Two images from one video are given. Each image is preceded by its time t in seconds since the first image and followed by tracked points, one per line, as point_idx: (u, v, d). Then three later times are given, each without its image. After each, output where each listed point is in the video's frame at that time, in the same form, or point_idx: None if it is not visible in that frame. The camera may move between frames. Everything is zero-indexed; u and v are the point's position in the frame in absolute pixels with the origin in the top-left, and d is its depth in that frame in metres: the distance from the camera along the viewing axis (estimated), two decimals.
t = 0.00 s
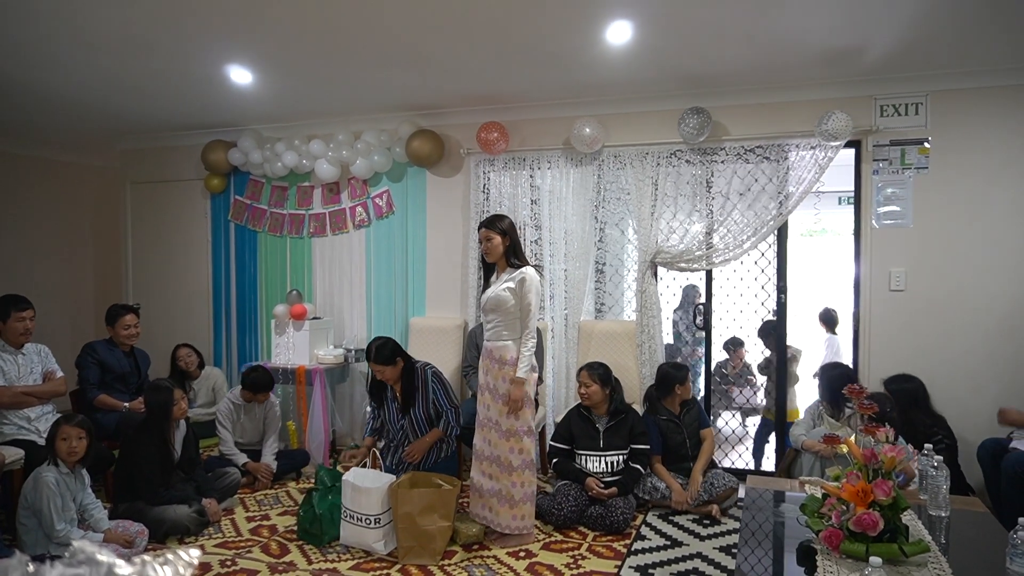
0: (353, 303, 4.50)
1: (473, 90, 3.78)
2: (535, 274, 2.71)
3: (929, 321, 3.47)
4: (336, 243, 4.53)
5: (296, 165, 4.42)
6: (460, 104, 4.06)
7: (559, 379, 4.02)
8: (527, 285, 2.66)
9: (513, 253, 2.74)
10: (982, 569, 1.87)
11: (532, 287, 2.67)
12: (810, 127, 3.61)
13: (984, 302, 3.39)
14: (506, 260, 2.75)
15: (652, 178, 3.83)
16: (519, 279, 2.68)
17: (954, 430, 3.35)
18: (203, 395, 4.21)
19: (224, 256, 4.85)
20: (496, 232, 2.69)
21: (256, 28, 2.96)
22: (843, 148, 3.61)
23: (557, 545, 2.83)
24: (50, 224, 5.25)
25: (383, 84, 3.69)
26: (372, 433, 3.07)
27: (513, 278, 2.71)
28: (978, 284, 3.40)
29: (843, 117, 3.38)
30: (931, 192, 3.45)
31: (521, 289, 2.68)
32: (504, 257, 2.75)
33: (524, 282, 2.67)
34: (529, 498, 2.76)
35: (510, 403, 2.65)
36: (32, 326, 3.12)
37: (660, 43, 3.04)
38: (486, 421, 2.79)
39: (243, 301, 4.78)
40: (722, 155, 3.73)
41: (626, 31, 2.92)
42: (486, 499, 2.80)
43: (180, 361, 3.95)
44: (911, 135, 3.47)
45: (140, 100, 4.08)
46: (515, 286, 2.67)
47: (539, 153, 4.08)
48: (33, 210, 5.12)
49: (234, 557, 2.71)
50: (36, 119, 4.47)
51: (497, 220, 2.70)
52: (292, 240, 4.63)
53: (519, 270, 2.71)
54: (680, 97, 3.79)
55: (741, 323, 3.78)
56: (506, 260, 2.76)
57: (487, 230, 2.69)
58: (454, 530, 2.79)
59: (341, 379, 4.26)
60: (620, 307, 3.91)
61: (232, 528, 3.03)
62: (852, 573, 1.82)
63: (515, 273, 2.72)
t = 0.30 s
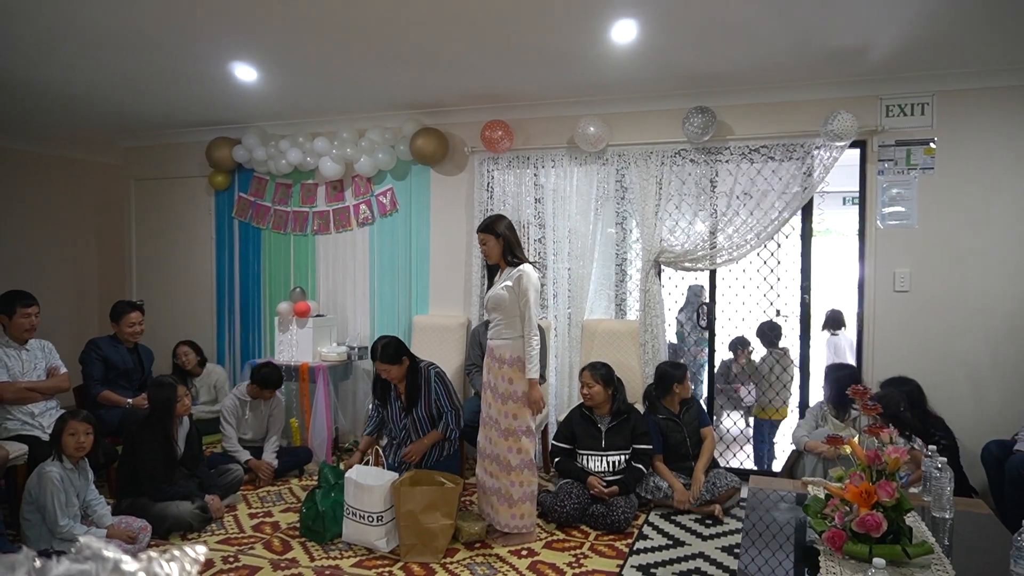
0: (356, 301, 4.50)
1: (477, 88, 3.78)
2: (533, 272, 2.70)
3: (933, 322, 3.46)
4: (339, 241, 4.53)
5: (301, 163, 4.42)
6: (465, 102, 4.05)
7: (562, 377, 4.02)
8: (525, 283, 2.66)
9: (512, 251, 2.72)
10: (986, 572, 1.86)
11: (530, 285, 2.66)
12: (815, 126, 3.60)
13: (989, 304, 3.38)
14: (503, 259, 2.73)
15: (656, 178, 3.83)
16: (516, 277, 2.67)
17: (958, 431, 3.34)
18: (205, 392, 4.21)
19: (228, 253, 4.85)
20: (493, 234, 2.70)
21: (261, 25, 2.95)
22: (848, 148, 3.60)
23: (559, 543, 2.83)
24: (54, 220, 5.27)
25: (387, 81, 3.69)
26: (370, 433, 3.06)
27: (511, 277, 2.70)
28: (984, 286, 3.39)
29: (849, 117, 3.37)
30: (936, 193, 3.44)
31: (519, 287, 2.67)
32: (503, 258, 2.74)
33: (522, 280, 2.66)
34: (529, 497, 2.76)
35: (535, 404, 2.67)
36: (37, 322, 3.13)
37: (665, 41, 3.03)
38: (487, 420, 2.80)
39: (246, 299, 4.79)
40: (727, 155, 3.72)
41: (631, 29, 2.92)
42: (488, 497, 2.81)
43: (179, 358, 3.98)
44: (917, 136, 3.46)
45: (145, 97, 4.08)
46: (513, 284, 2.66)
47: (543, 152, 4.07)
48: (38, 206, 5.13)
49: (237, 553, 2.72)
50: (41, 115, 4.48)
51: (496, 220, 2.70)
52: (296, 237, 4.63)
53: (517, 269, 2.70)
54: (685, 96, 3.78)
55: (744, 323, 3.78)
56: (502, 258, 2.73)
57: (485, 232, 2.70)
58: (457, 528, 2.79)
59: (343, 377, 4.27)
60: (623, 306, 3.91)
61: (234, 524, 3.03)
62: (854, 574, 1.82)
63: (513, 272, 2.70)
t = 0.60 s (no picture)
0: (358, 299, 4.51)
1: (480, 87, 3.78)
2: (535, 272, 2.67)
3: (937, 322, 3.45)
4: (341, 239, 4.54)
5: (304, 161, 4.42)
6: (467, 101, 4.05)
7: (564, 374, 4.02)
8: (525, 283, 2.64)
9: (513, 251, 2.71)
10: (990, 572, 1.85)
11: (530, 285, 2.64)
12: (819, 125, 3.59)
13: (993, 304, 3.37)
14: (504, 258, 2.72)
15: (659, 177, 3.82)
16: (517, 277, 2.66)
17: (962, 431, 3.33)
18: (208, 390, 4.20)
19: (231, 251, 4.86)
20: (495, 234, 2.70)
21: (265, 23, 2.95)
22: (852, 147, 3.59)
23: (561, 542, 2.83)
24: (58, 218, 5.27)
25: (390, 80, 3.69)
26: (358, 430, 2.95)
27: (511, 277, 2.70)
28: (987, 285, 3.38)
29: (853, 116, 3.36)
30: (941, 193, 3.43)
31: (519, 286, 2.65)
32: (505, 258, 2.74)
33: (522, 280, 2.65)
34: (529, 496, 2.76)
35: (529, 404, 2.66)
36: (41, 320, 3.14)
37: (669, 40, 3.02)
38: (486, 418, 2.80)
39: (249, 298, 4.80)
40: (730, 154, 3.71)
41: (635, 28, 2.91)
42: (487, 493, 2.82)
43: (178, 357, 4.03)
44: (921, 135, 3.45)
45: (149, 95, 4.08)
46: (512, 284, 2.66)
47: (546, 150, 4.07)
48: (41, 203, 5.14)
49: (239, 551, 2.72)
50: (44, 113, 4.48)
51: (498, 220, 2.70)
52: (299, 236, 4.64)
53: (518, 268, 2.68)
54: (688, 95, 3.77)
55: (747, 323, 3.77)
56: (504, 257, 2.72)
57: (488, 233, 2.71)
58: (459, 526, 2.80)
59: (345, 376, 4.28)
60: (626, 305, 3.91)
61: (237, 522, 3.04)
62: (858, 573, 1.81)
63: (514, 271, 2.69)
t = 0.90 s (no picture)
0: (359, 298, 4.51)
1: (479, 85, 3.77)
2: (536, 272, 2.67)
3: (937, 317, 3.44)
4: (341, 239, 4.54)
5: (303, 161, 4.42)
6: (466, 99, 4.05)
7: (564, 372, 4.01)
8: (525, 283, 2.64)
9: (516, 250, 2.70)
10: (991, 568, 1.85)
11: (531, 285, 2.64)
12: (819, 121, 3.59)
13: (994, 300, 3.37)
14: (507, 257, 2.72)
15: (658, 173, 3.82)
16: (518, 275, 2.65)
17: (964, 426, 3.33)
18: (209, 391, 4.22)
19: (231, 251, 4.86)
20: (496, 233, 2.70)
21: (262, 23, 2.95)
22: (852, 142, 3.58)
23: (563, 540, 2.83)
24: (57, 219, 5.27)
25: (389, 79, 3.69)
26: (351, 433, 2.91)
27: (513, 276, 2.69)
28: (988, 281, 3.37)
29: (853, 112, 3.36)
30: (941, 188, 3.42)
31: (520, 284, 2.65)
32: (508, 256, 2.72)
33: (523, 279, 2.65)
34: (531, 496, 2.76)
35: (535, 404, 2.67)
36: (42, 321, 3.14)
37: (667, 37, 3.02)
38: (487, 416, 2.80)
39: (250, 298, 4.80)
40: (730, 151, 3.71)
41: (634, 25, 2.91)
42: (489, 492, 2.82)
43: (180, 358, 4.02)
44: (920, 130, 3.44)
45: (148, 96, 4.08)
46: (513, 283, 2.65)
47: (545, 148, 4.07)
48: (40, 205, 5.14)
49: (241, 551, 2.73)
50: (43, 115, 4.48)
51: (501, 219, 2.70)
52: (299, 235, 4.64)
53: (520, 267, 2.68)
54: (687, 92, 3.77)
55: (747, 320, 3.77)
56: (507, 256, 2.72)
57: (489, 231, 2.71)
58: (460, 525, 2.80)
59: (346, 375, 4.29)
60: (626, 303, 3.91)
61: (239, 522, 3.04)
62: (859, 570, 1.82)
63: (517, 270, 2.69)
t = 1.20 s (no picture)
0: (357, 301, 4.50)
1: (473, 86, 3.77)
2: (532, 270, 2.66)
3: (935, 310, 3.45)
4: (338, 242, 4.53)
5: (298, 164, 4.42)
6: (460, 100, 4.05)
7: (563, 371, 4.01)
8: (522, 281, 2.63)
9: (513, 249, 2.70)
10: (990, 559, 1.85)
11: (529, 282, 2.64)
12: (813, 116, 3.59)
13: (991, 292, 3.37)
14: (504, 257, 2.72)
15: (653, 171, 3.82)
16: (516, 273, 2.66)
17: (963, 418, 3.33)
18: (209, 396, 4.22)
19: (228, 256, 4.86)
20: (494, 230, 2.69)
21: (254, 26, 2.95)
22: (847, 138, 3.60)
23: (564, 539, 2.83)
24: (54, 227, 5.27)
25: (383, 81, 3.69)
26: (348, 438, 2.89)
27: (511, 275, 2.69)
28: (984, 273, 3.37)
29: (847, 107, 3.36)
30: (936, 181, 3.42)
31: (516, 282, 2.65)
32: (504, 254, 2.72)
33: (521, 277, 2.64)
34: (532, 496, 2.76)
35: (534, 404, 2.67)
36: (39, 330, 3.14)
37: (660, 34, 3.02)
38: (487, 416, 2.80)
39: (248, 302, 4.79)
40: (725, 147, 3.71)
41: (626, 23, 2.91)
42: (491, 492, 2.82)
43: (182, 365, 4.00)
44: (915, 123, 3.45)
45: (142, 102, 4.08)
46: (511, 282, 2.65)
47: (540, 148, 4.07)
48: (36, 213, 5.13)
49: (242, 556, 2.72)
50: (38, 123, 4.48)
51: (499, 218, 2.70)
52: (296, 239, 4.64)
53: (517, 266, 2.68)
54: (681, 89, 3.77)
55: (744, 316, 3.77)
56: (504, 256, 2.71)
57: (487, 227, 2.71)
58: (461, 526, 2.80)
59: (346, 377, 4.29)
60: (623, 301, 3.91)
61: (239, 527, 3.04)
62: (859, 563, 1.82)
63: (515, 269, 2.69)
